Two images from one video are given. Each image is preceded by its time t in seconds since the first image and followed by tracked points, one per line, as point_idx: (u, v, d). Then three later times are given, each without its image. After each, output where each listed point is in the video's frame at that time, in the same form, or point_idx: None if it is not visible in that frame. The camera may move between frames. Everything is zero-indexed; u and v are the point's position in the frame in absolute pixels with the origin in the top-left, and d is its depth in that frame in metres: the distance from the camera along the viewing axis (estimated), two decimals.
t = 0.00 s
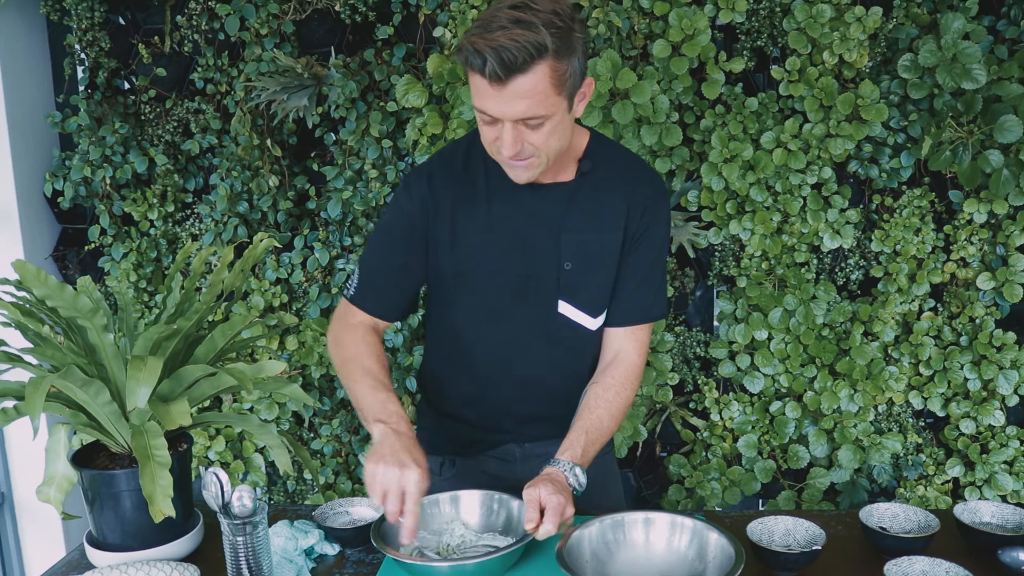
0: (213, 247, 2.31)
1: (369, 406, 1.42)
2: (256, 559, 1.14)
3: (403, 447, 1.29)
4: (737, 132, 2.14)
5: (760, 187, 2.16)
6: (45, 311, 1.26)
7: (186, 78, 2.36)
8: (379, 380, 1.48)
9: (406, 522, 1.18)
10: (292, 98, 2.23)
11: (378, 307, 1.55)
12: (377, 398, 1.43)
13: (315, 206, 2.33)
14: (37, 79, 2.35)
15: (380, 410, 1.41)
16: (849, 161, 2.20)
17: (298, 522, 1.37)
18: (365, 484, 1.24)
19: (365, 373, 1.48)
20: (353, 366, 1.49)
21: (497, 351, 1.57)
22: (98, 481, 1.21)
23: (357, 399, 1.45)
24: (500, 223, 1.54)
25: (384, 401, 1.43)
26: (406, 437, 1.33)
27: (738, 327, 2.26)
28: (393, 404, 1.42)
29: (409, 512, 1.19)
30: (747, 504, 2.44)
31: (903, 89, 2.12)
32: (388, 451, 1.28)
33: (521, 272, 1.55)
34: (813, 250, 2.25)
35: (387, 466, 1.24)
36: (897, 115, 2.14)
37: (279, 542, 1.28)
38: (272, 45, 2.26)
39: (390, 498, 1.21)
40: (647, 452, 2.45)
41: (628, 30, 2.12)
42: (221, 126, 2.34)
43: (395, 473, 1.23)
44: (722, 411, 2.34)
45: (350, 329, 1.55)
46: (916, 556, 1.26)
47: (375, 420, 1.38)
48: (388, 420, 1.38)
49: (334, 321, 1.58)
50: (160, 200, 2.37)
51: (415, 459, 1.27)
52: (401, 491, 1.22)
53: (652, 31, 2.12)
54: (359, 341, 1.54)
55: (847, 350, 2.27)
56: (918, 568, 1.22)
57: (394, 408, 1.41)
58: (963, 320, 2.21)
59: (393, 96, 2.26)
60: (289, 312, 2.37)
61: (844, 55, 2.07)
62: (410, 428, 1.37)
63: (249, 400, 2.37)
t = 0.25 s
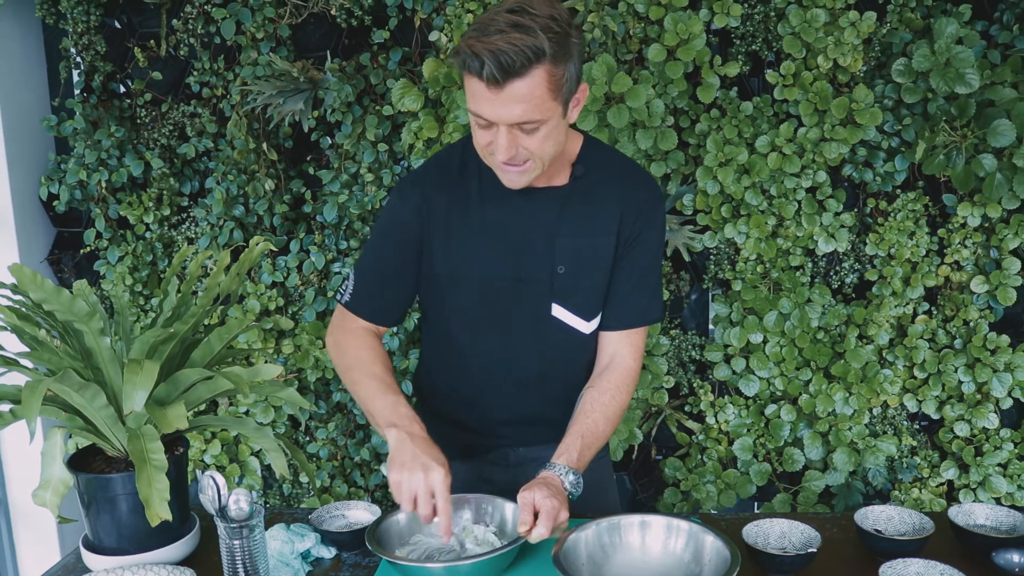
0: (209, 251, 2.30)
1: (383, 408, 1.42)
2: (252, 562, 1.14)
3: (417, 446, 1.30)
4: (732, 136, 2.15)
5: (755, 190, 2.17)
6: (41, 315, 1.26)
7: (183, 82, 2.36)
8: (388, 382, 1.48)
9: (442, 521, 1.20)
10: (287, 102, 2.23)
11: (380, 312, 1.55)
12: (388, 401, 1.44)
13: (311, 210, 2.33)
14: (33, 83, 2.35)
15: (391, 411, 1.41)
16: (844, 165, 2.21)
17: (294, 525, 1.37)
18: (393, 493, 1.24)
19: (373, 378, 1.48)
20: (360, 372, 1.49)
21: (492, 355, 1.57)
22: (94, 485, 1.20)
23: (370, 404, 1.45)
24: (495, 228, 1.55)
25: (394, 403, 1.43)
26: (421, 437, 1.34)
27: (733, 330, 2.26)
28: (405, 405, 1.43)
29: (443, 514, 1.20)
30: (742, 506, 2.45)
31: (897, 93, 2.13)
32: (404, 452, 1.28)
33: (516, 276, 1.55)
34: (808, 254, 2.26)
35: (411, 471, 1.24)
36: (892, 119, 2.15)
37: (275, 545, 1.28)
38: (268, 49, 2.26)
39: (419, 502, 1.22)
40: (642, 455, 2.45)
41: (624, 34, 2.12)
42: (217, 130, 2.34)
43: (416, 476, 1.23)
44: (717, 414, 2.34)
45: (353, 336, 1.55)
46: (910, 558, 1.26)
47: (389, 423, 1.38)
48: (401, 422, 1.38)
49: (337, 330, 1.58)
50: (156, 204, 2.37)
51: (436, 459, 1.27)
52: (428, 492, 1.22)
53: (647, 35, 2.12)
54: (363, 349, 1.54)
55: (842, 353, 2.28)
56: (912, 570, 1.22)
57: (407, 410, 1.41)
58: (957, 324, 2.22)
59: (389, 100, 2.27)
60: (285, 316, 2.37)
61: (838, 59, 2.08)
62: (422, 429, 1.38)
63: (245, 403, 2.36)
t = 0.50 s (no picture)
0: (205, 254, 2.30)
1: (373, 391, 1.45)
2: (250, 564, 1.14)
3: (404, 424, 1.32)
4: (728, 138, 2.15)
5: (752, 193, 2.17)
6: (38, 317, 1.25)
7: (179, 84, 2.36)
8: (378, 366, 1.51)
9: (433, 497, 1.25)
10: (283, 104, 2.23)
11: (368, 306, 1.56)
12: (376, 382, 1.47)
13: (308, 213, 2.34)
14: (29, 85, 2.35)
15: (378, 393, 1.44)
16: (840, 167, 2.21)
17: (292, 528, 1.37)
18: (383, 472, 1.27)
19: (361, 363, 1.51)
20: (350, 359, 1.52)
21: (488, 358, 1.57)
22: (90, 488, 1.20)
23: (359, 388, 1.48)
24: (489, 231, 1.55)
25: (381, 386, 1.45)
26: (407, 415, 1.36)
27: (730, 332, 2.27)
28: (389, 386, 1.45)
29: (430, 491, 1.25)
30: (739, 508, 2.45)
31: (892, 96, 2.14)
32: (389, 432, 1.31)
33: (511, 279, 1.55)
34: (804, 256, 2.26)
35: (398, 451, 1.27)
36: (887, 121, 2.16)
37: (272, 548, 1.28)
38: (264, 52, 2.26)
39: (410, 481, 1.26)
40: (639, 458, 2.45)
41: (620, 36, 2.13)
42: (213, 132, 2.33)
43: (404, 456, 1.26)
44: (713, 416, 2.34)
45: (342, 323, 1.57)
46: (907, 559, 1.27)
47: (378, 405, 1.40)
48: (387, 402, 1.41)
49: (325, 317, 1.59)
50: (152, 207, 2.37)
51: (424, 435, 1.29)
52: (416, 471, 1.26)
53: (643, 37, 2.13)
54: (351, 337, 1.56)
55: (838, 355, 2.28)
56: (909, 571, 1.22)
57: (392, 390, 1.44)
58: (952, 325, 2.23)
59: (386, 103, 2.27)
60: (281, 318, 2.36)
61: (834, 62, 2.09)
62: (408, 406, 1.40)
63: (241, 406, 2.36)
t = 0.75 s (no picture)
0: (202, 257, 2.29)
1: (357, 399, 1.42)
2: (248, 570, 1.14)
3: (392, 437, 1.30)
4: (725, 142, 2.15)
5: (749, 197, 2.17)
6: (35, 321, 1.25)
7: (176, 87, 2.36)
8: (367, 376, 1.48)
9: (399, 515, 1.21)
10: (281, 108, 2.24)
11: (367, 312, 1.56)
12: (365, 392, 1.43)
13: (305, 216, 2.33)
14: (25, 88, 2.34)
15: (364, 401, 1.41)
16: (837, 171, 2.22)
17: (290, 532, 1.37)
18: (358, 477, 1.24)
19: (353, 372, 1.49)
20: (341, 368, 1.50)
21: (487, 363, 1.57)
22: (88, 492, 1.20)
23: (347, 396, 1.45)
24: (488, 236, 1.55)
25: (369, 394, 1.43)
26: (396, 429, 1.34)
27: (727, 335, 2.27)
28: (377, 394, 1.43)
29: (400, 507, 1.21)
30: (737, 512, 2.45)
31: (889, 99, 2.14)
32: (377, 441, 1.29)
33: (509, 283, 1.55)
34: (801, 259, 2.26)
35: (380, 461, 1.24)
36: (884, 125, 2.16)
37: (270, 552, 1.28)
38: (262, 55, 2.26)
39: (383, 492, 1.22)
40: (637, 461, 2.45)
41: (618, 40, 2.13)
42: (210, 136, 2.33)
43: (382, 467, 1.24)
44: (711, 419, 2.34)
45: (339, 332, 1.56)
46: (905, 562, 1.27)
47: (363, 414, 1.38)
48: (378, 413, 1.38)
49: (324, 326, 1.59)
50: (150, 210, 2.36)
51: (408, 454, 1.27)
52: (392, 485, 1.22)
53: (641, 41, 2.13)
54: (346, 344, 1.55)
55: (835, 358, 2.28)
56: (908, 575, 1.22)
57: (382, 401, 1.41)
58: (949, 329, 2.23)
59: (383, 106, 2.27)
60: (279, 322, 2.36)
61: (831, 66, 2.09)
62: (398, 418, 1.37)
63: (238, 410, 2.35)
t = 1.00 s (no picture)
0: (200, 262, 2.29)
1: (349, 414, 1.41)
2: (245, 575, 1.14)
3: (387, 455, 1.31)
4: (722, 147, 2.16)
5: (746, 201, 2.18)
6: (33, 326, 1.25)
7: (174, 92, 2.36)
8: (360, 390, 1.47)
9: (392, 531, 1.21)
10: (279, 112, 2.24)
11: (365, 321, 1.55)
12: (359, 409, 1.42)
13: (303, 220, 2.33)
14: (23, 93, 2.34)
15: (358, 417, 1.41)
16: (834, 176, 2.22)
17: (287, 537, 1.36)
18: (348, 496, 1.24)
19: (345, 386, 1.47)
20: (333, 380, 1.48)
21: (486, 369, 1.57)
22: (85, 498, 1.20)
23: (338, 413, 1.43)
24: (489, 241, 1.55)
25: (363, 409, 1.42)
26: (388, 447, 1.34)
27: (725, 340, 2.27)
28: (371, 411, 1.42)
29: (396, 523, 1.22)
30: (734, 517, 2.45)
31: (886, 104, 2.15)
32: (371, 459, 1.29)
33: (509, 289, 1.55)
34: (798, 264, 2.27)
35: (372, 478, 1.24)
36: (881, 130, 2.16)
37: (267, 558, 1.27)
38: (260, 59, 2.26)
39: (375, 509, 1.22)
40: (634, 465, 2.45)
41: (615, 45, 2.13)
42: (208, 140, 2.33)
43: (377, 482, 1.24)
44: (709, 423, 2.34)
45: (334, 345, 1.54)
46: (902, 567, 1.27)
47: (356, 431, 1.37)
48: (370, 430, 1.38)
49: (320, 338, 1.57)
50: (147, 214, 2.36)
51: (400, 471, 1.27)
52: (385, 502, 1.23)
53: (638, 46, 2.13)
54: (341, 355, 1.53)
55: (833, 363, 2.29)
56: None
57: (376, 418, 1.40)
58: (946, 333, 2.24)
59: (381, 111, 2.27)
60: (276, 326, 2.36)
61: (828, 71, 2.10)
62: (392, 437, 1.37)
63: (236, 414, 2.35)
